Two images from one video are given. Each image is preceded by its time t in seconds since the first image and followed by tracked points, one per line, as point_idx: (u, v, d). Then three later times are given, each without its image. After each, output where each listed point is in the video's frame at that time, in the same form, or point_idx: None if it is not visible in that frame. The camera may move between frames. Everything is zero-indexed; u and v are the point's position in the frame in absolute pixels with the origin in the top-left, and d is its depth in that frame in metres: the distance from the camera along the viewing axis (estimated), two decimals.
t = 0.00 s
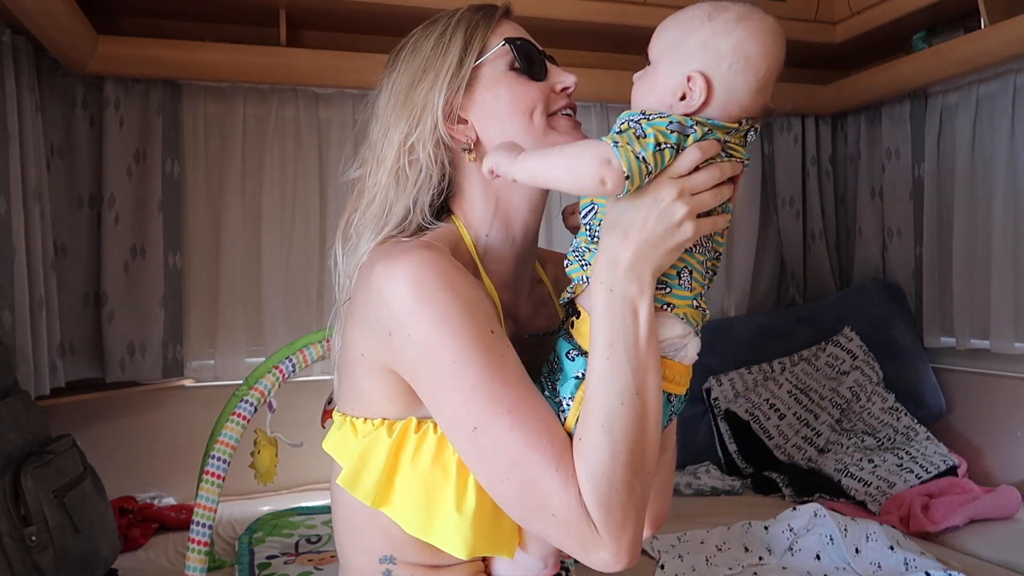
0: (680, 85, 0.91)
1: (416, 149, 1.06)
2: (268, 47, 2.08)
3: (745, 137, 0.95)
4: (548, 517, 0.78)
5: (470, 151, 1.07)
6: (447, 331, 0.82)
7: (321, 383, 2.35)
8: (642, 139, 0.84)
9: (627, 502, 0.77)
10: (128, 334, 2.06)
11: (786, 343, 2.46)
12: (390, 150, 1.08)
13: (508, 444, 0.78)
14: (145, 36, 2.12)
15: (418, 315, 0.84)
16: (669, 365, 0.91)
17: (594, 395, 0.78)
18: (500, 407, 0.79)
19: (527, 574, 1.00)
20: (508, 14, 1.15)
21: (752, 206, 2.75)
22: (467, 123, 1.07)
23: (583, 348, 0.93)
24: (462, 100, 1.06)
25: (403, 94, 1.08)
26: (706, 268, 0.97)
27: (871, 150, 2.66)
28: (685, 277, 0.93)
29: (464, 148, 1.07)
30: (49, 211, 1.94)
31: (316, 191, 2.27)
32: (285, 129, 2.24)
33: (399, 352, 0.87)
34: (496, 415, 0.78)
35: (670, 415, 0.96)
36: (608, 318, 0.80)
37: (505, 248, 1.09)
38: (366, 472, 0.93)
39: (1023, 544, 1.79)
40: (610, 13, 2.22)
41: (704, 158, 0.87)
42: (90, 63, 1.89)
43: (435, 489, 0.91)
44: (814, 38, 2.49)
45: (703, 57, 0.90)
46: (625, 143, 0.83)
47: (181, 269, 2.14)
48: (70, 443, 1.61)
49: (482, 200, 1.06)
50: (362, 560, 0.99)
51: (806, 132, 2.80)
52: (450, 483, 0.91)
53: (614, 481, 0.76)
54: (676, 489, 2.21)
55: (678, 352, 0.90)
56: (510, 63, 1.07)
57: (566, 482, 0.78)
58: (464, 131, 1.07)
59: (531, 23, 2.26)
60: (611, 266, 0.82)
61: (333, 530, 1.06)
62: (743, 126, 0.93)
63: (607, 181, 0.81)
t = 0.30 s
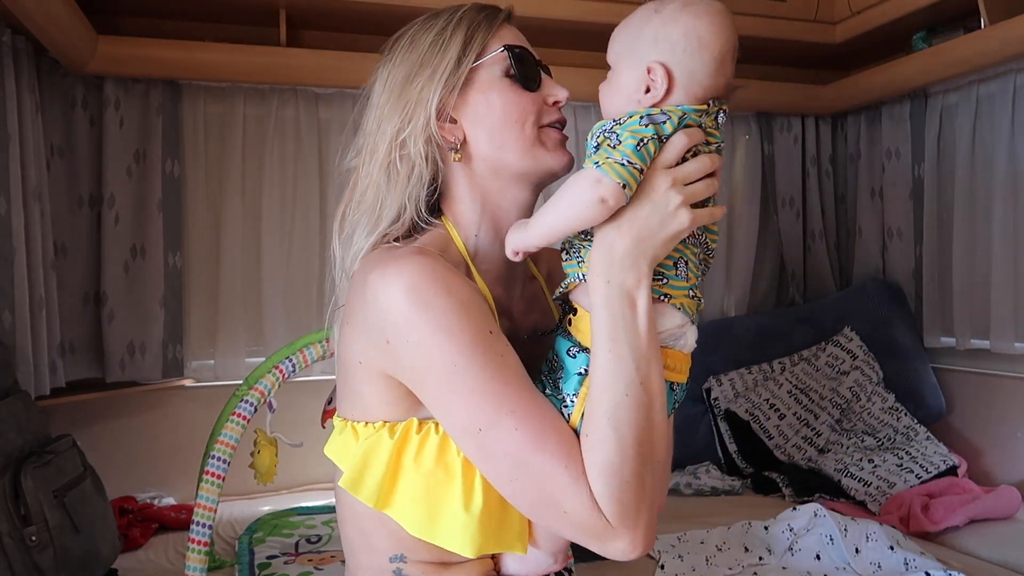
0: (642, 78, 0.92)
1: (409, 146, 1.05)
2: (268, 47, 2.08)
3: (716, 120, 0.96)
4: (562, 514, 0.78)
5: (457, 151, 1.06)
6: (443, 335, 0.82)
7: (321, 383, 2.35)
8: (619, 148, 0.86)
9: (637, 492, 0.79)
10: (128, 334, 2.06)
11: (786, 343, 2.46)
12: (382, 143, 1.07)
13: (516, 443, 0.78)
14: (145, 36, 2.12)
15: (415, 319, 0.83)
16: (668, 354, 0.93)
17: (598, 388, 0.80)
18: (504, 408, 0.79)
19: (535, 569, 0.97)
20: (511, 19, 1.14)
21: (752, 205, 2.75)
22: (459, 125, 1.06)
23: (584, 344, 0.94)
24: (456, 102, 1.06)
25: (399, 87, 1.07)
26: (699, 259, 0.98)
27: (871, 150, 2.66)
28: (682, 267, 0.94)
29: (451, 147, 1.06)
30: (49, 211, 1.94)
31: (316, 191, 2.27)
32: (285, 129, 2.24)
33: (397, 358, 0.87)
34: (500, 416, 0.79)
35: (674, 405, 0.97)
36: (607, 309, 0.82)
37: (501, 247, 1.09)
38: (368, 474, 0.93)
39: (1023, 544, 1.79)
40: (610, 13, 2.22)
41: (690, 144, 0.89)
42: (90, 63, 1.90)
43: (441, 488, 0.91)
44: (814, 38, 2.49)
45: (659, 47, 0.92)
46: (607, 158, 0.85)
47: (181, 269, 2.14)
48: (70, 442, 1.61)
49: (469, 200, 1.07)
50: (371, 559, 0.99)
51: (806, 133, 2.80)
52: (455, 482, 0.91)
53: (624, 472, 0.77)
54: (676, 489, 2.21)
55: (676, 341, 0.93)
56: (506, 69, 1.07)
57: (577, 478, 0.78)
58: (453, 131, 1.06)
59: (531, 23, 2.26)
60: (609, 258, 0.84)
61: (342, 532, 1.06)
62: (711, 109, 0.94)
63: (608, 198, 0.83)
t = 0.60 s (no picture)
0: (624, 67, 0.92)
1: (388, 146, 1.04)
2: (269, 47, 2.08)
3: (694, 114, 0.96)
4: (540, 505, 0.79)
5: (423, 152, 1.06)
6: (412, 339, 0.83)
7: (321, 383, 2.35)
8: (605, 129, 0.86)
9: (617, 480, 0.80)
10: (128, 334, 2.06)
11: (786, 343, 2.46)
12: (360, 142, 1.04)
13: (493, 440, 0.80)
14: (144, 36, 2.12)
15: (384, 323, 0.84)
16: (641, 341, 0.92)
17: (575, 379, 0.80)
18: (478, 408, 0.80)
19: (528, 563, 0.97)
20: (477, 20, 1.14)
21: (751, 209, 2.76)
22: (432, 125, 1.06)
23: (556, 334, 0.93)
24: (433, 103, 1.05)
25: (375, 84, 1.04)
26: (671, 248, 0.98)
27: (872, 150, 2.65)
28: (654, 257, 0.94)
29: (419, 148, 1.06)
30: (49, 211, 1.94)
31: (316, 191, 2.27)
32: (285, 129, 2.24)
33: (367, 361, 0.88)
34: (474, 415, 0.80)
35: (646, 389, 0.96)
36: (583, 299, 0.82)
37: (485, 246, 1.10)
38: (352, 483, 0.93)
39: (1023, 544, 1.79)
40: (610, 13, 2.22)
41: (669, 139, 0.91)
42: (91, 63, 1.90)
43: (424, 489, 0.92)
44: (814, 38, 2.49)
45: (643, 38, 0.92)
46: (597, 138, 0.85)
47: (181, 269, 2.14)
48: (70, 442, 1.61)
49: (437, 201, 1.07)
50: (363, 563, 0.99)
51: (806, 133, 2.80)
52: (437, 482, 0.91)
53: (602, 460, 0.78)
54: (676, 489, 2.21)
55: (646, 327, 0.92)
56: (473, 74, 1.07)
57: (556, 469, 0.79)
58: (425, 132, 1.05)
59: (531, 23, 2.27)
60: (585, 248, 0.84)
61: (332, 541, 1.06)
62: (691, 103, 0.94)
63: (597, 177, 0.82)
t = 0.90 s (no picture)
0: (608, 56, 0.90)
1: (381, 147, 1.04)
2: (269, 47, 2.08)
3: (682, 105, 0.94)
4: (513, 502, 0.76)
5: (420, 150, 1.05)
6: (388, 324, 0.82)
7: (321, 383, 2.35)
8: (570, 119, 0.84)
9: (592, 478, 0.76)
10: (128, 334, 2.06)
11: (786, 343, 2.46)
12: (355, 144, 1.05)
13: (465, 430, 0.77)
14: (144, 36, 2.12)
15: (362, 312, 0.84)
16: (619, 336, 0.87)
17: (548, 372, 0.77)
18: (452, 396, 0.78)
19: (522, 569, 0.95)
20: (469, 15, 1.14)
21: (751, 209, 2.76)
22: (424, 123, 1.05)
23: (535, 331, 0.90)
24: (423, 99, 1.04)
25: (369, 88, 1.05)
26: (655, 239, 0.92)
27: (872, 150, 2.65)
28: (633, 248, 0.89)
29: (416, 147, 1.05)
30: (49, 211, 1.94)
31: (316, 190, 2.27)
32: (285, 128, 2.24)
33: (348, 352, 0.87)
34: (448, 404, 0.78)
35: (631, 387, 0.91)
36: (556, 290, 0.79)
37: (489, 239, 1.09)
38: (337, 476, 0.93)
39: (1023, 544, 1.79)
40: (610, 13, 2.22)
41: (642, 124, 0.86)
42: (91, 63, 1.89)
43: (402, 487, 0.90)
44: (814, 38, 2.48)
45: (627, 27, 0.90)
46: (558, 127, 0.83)
47: (181, 269, 2.14)
48: (70, 442, 1.61)
49: (434, 200, 1.06)
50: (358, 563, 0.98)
51: (806, 132, 2.79)
52: (416, 481, 0.90)
53: (575, 456, 0.75)
54: (676, 489, 2.21)
55: (627, 323, 0.87)
56: (463, 65, 1.05)
57: (527, 464, 0.76)
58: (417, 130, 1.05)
59: (531, 23, 2.27)
60: (557, 238, 0.81)
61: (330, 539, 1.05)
62: (677, 93, 0.91)
63: (558, 164, 0.80)
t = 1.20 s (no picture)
0: (583, 56, 0.82)
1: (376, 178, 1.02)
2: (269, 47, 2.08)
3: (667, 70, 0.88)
4: (576, 494, 0.80)
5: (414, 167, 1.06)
6: (439, 344, 0.83)
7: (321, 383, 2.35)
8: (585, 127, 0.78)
9: (649, 464, 0.79)
10: (128, 334, 2.06)
11: (787, 343, 2.46)
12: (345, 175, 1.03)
13: (526, 438, 0.80)
14: (144, 36, 2.12)
15: (412, 335, 0.84)
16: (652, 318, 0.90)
17: (594, 375, 0.80)
18: (509, 405, 0.81)
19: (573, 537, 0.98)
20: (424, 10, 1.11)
21: (751, 209, 2.76)
22: (408, 140, 1.05)
23: (569, 327, 0.91)
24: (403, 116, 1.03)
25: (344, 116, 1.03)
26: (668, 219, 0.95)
27: (872, 150, 2.65)
28: (654, 238, 0.92)
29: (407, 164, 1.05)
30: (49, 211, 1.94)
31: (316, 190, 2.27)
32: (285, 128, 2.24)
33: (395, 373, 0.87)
34: (508, 414, 0.80)
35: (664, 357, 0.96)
36: (592, 297, 0.81)
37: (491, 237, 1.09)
38: (393, 485, 0.92)
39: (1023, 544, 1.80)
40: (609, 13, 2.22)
41: (654, 117, 0.84)
42: (90, 63, 1.89)
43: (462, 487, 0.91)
44: (814, 38, 2.48)
45: (597, 22, 0.81)
46: (581, 141, 0.77)
47: (181, 269, 2.14)
48: (70, 443, 1.61)
49: (438, 208, 1.07)
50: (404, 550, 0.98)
51: (806, 133, 2.79)
52: (476, 480, 0.90)
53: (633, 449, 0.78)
54: (676, 490, 2.21)
55: (656, 304, 0.91)
56: (435, 71, 1.05)
57: (587, 460, 0.79)
58: (405, 150, 1.04)
59: (531, 23, 2.27)
60: (587, 246, 0.82)
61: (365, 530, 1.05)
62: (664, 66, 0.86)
63: (584, 181, 0.76)
